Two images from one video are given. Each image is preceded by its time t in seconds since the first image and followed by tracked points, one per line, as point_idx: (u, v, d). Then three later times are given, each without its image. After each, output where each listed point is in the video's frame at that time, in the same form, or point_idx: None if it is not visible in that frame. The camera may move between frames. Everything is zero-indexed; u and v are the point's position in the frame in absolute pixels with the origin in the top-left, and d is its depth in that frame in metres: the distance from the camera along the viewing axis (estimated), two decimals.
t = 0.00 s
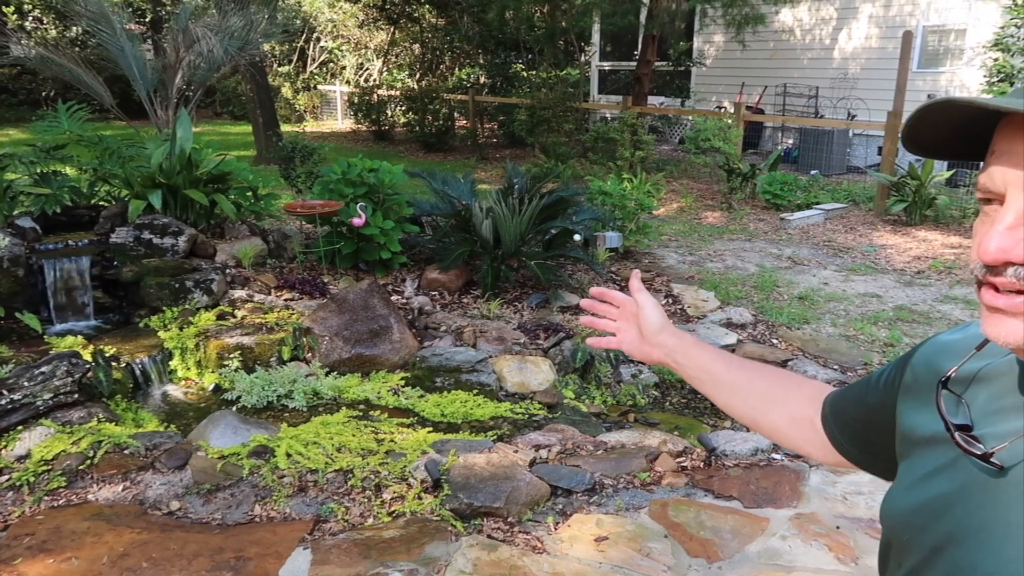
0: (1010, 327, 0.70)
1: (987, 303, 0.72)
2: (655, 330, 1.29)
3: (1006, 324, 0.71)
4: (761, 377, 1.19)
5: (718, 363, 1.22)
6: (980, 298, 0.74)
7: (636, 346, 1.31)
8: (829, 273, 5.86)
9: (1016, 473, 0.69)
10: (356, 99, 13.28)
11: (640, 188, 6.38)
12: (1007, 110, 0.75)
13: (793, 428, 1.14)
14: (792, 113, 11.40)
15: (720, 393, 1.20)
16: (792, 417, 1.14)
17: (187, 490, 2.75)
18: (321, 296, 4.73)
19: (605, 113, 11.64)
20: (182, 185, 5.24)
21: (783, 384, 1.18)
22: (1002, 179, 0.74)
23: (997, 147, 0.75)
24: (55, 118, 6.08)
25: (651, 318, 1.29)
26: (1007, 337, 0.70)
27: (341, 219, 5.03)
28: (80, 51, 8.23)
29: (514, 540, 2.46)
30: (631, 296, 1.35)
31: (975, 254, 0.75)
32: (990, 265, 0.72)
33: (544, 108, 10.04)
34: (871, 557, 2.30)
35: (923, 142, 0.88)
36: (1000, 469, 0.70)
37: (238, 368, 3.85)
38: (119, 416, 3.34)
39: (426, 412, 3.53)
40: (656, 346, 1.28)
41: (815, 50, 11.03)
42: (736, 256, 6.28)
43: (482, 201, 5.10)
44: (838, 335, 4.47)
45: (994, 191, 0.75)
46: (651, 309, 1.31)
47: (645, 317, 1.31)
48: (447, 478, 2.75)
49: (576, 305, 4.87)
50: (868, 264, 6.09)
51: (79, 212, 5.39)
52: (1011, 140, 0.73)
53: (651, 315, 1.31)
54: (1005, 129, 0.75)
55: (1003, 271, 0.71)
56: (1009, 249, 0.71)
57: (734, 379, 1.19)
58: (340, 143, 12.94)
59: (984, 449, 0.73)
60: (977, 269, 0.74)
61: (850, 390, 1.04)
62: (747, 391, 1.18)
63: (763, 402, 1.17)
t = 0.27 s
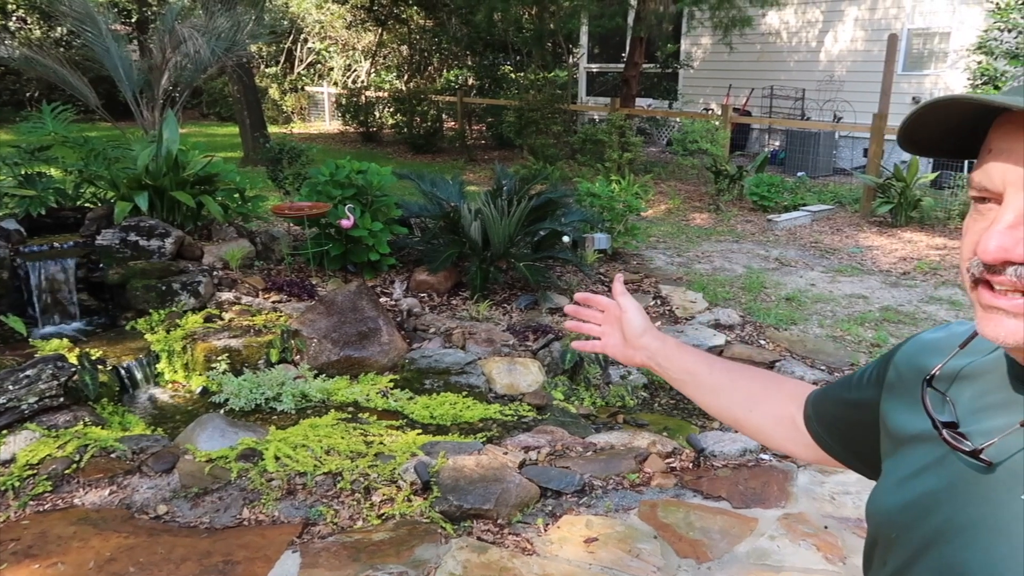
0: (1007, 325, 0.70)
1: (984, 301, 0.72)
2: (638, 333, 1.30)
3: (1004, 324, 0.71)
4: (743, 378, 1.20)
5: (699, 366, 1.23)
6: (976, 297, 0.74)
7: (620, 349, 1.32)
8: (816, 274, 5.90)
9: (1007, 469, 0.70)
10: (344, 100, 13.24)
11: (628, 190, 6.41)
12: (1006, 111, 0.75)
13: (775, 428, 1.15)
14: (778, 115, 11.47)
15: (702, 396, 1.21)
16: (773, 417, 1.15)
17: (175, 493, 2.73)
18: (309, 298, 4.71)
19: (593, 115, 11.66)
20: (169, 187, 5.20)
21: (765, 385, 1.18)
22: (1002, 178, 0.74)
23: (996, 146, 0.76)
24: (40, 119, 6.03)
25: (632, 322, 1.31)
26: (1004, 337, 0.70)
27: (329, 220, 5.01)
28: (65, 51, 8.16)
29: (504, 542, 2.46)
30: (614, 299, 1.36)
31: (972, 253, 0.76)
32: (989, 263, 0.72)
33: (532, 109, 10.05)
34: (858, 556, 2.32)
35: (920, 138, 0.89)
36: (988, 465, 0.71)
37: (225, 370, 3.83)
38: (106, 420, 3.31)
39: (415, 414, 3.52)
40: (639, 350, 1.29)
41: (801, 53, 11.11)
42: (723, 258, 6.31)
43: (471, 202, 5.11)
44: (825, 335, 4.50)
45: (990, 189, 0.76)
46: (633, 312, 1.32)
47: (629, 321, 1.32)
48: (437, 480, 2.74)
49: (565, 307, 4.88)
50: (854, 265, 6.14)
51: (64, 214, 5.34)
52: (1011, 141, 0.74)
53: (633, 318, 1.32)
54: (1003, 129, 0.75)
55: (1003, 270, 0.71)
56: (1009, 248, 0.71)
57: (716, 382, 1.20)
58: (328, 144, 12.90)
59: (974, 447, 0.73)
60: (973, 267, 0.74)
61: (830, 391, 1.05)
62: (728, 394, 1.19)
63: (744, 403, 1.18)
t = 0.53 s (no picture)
0: (1008, 320, 0.70)
1: (982, 300, 0.72)
2: (619, 336, 1.32)
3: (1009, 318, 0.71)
4: (723, 379, 1.21)
5: (679, 367, 1.24)
6: (971, 295, 0.74)
7: (601, 352, 1.34)
8: (801, 273, 5.94)
9: (993, 471, 0.70)
10: (329, 100, 13.19)
11: (614, 190, 6.42)
12: (983, 108, 0.76)
13: (754, 429, 1.16)
14: (763, 115, 11.55)
15: (681, 396, 1.22)
16: (752, 418, 1.16)
17: (158, 497, 2.71)
18: (295, 300, 4.69)
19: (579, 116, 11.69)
20: (152, 188, 5.16)
21: (744, 385, 1.19)
22: (987, 175, 0.75)
23: (977, 144, 0.76)
24: (20, 120, 5.96)
25: (614, 325, 1.32)
26: (1008, 332, 0.70)
27: (314, 221, 4.99)
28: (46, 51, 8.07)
29: (491, 543, 2.45)
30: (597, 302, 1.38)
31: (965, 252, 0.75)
32: (987, 260, 0.72)
33: (518, 110, 10.05)
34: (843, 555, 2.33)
35: (897, 146, 0.90)
36: (976, 467, 0.71)
37: (210, 373, 3.80)
38: (88, 423, 3.28)
39: (402, 416, 3.51)
40: (620, 353, 1.31)
41: (784, 54, 11.19)
42: (709, 258, 6.34)
43: (457, 203, 5.10)
44: (810, 335, 4.53)
45: (976, 188, 0.76)
46: (615, 315, 1.34)
47: (611, 323, 1.33)
48: (424, 482, 2.74)
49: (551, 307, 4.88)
50: (838, 265, 6.19)
51: (45, 216, 5.28)
52: (990, 138, 0.75)
53: (615, 321, 1.34)
54: (983, 127, 0.76)
55: (1002, 266, 0.71)
56: (1006, 244, 0.71)
57: (696, 383, 1.21)
58: (313, 144, 12.84)
59: (959, 449, 0.74)
60: (969, 266, 0.74)
61: (809, 392, 1.06)
62: (708, 394, 1.20)
63: (723, 404, 1.18)
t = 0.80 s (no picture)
0: (989, 321, 0.72)
1: (963, 300, 0.74)
2: (615, 331, 1.29)
3: (989, 318, 0.72)
4: (718, 383, 1.21)
5: (675, 368, 1.23)
6: (952, 295, 0.76)
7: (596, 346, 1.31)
8: (787, 272, 5.99)
9: (977, 469, 0.71)
10: (317, 101, 13.15)
11: (602, 190, 6.44)
12: (965, 111, 0.77)
13: (747, 434, 1.16)
14: (749, 115, 11.63)
15: (676, 397, 1.22)
16: (746, 424, 1.16)
17: (146, 500, 2.69)
18: (282, 301, 4.67)
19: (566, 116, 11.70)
20: (138, 188, 5.12)
21: (739, 390, 1.20)
22: (969, 176, 0.76)
23: (959, 147, 0.77)
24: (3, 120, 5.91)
25: (611, 319, 1.29)
26: (989, 333, 0.72)
27: (301, 222, 4.97)
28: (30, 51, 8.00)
29: (481, 543, 2.46)
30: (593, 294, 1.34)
31: (948, 252, 0.77)
32: (969, 262, 0.74)
33: (505, 110, 10.06)
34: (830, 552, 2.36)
35: (881, 147, 0.91)
36: (961, 466, 0.72)
37: (197, 374, 3.78)
38: (74, 426, 3.25)
39: (391, 416, 3.51)
40: (615, 348, 1.28)
41: (770, 54, 11.27)
42: (696, 257, 6.37)
43: (445, 203, 5.10)
44: (796, 333, 4.57)
45: (958, 190, 0.78)
46: (613, 309, 1.31)
47: (608, 318, 1.30)
48: (413, 482, 2.74)
49: (540, 307, 4.89)
50: (824, 264, 6.24)
51: (29, 217, 5.24)
52: (973, 141, 0.76)
53: (611, 315, 1.30)
54: (965, 129, 0.77)
55: (983, 267, 0.73)
56: (988, 245, 0.73)
57: (692, 386, 1.21)
58: (300, 145, 12.79)
59: (944, 448, 0.75)
60: (950, 267, 0.76)
61: (801, 397, 1.06)
62: (703, 397, 1.20)
63: (718, 408, 1.19)
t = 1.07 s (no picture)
0: (958, 314, 0.75)
1: (933, 296, 0.76)
2: (633, 299, 1.25)
3: (954, 312, 0.75)
4: (724, 369, 1.21)
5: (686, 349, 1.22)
6: (923, 290, 0.78)
7: (611, 308, 1.27)
8: (781, 272, 6.00)
9: (962, 462, 0.73)
10: (311, 101, 13.13)
11: (596, 191, 6.45)
12: (928, 114, 0.80)
13: (747, 423, 1.18)
14: (743, 115, 11.66)
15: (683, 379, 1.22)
16: (747, 414, 1.18)
17: (141, 501, 2.69)
18: (277, 302, 4.67)
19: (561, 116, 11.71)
20: (131, 190, 5.11)
21: (745, 377, 1.20)
22: (932, 176, 0.79)
23: (924, 148, 0.81)
24: None
25: (632, 288, 1.24)
26: (957, 327, 0.75)
27: (296, 223, 4.96)
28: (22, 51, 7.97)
29: (476, 543, 2.46)
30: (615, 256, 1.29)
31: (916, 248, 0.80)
32: (934, 256, 0.76)
33: (500, 110, 10.08)
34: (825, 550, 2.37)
35: (850, 147, 0.95)
36: (947, 459, 0.74)
37: (192, 376, 3.77)
38: (68, 428, 3.24)
39: (386, 417, 3.51)
40: (631, 317, 1.25)
41: (764, 54, 11.30)
42: (691, 257, 6.39)
43: (440, 204, 5.10)
44: (791, 332, 4.59)
45: (924, 189, 0.81)
46: (635, 277, 1.26)
47: (627, 284, 1.26)
48: (408, 482, 2.74)
49: (535, 307, 4.90)
50: (818, 263, 6.26)
51: (22, 218, 5.22)
52: (936, 141, 0.79)
53: (633, 280, 1.26)
54: (929, 131, 0.80)
55: (947, 263, 0.75)
56: (954, 241, 0.75)
57: (700, 371, 1.21)
58: (294, 146, 12.77)
59: (930, 441, 0.77)
60: (918, 264, 0.78)
61: (801, 392, 1.07)
62: (710, 383, 1.20)
63: (722, 395, 1.20)
